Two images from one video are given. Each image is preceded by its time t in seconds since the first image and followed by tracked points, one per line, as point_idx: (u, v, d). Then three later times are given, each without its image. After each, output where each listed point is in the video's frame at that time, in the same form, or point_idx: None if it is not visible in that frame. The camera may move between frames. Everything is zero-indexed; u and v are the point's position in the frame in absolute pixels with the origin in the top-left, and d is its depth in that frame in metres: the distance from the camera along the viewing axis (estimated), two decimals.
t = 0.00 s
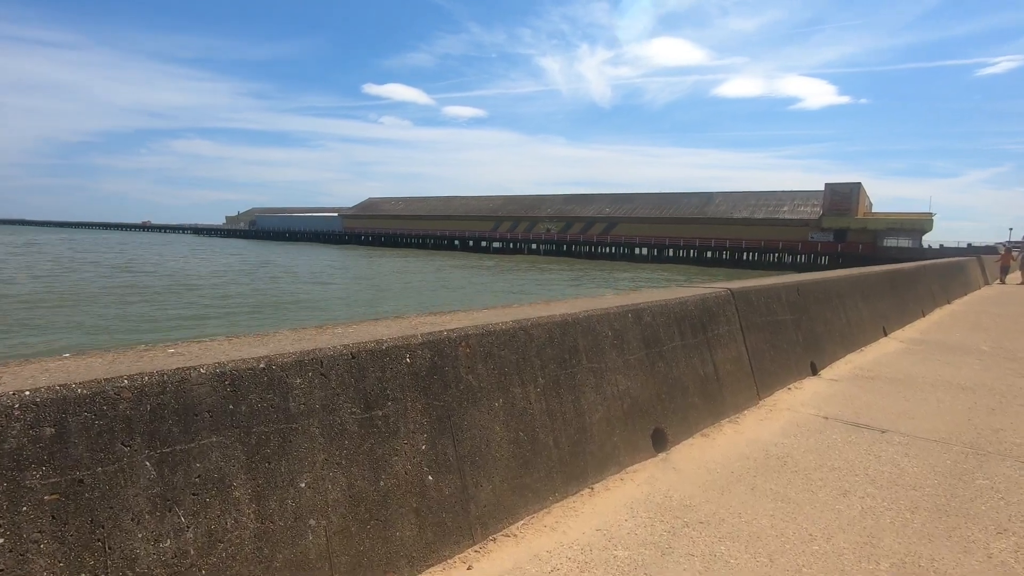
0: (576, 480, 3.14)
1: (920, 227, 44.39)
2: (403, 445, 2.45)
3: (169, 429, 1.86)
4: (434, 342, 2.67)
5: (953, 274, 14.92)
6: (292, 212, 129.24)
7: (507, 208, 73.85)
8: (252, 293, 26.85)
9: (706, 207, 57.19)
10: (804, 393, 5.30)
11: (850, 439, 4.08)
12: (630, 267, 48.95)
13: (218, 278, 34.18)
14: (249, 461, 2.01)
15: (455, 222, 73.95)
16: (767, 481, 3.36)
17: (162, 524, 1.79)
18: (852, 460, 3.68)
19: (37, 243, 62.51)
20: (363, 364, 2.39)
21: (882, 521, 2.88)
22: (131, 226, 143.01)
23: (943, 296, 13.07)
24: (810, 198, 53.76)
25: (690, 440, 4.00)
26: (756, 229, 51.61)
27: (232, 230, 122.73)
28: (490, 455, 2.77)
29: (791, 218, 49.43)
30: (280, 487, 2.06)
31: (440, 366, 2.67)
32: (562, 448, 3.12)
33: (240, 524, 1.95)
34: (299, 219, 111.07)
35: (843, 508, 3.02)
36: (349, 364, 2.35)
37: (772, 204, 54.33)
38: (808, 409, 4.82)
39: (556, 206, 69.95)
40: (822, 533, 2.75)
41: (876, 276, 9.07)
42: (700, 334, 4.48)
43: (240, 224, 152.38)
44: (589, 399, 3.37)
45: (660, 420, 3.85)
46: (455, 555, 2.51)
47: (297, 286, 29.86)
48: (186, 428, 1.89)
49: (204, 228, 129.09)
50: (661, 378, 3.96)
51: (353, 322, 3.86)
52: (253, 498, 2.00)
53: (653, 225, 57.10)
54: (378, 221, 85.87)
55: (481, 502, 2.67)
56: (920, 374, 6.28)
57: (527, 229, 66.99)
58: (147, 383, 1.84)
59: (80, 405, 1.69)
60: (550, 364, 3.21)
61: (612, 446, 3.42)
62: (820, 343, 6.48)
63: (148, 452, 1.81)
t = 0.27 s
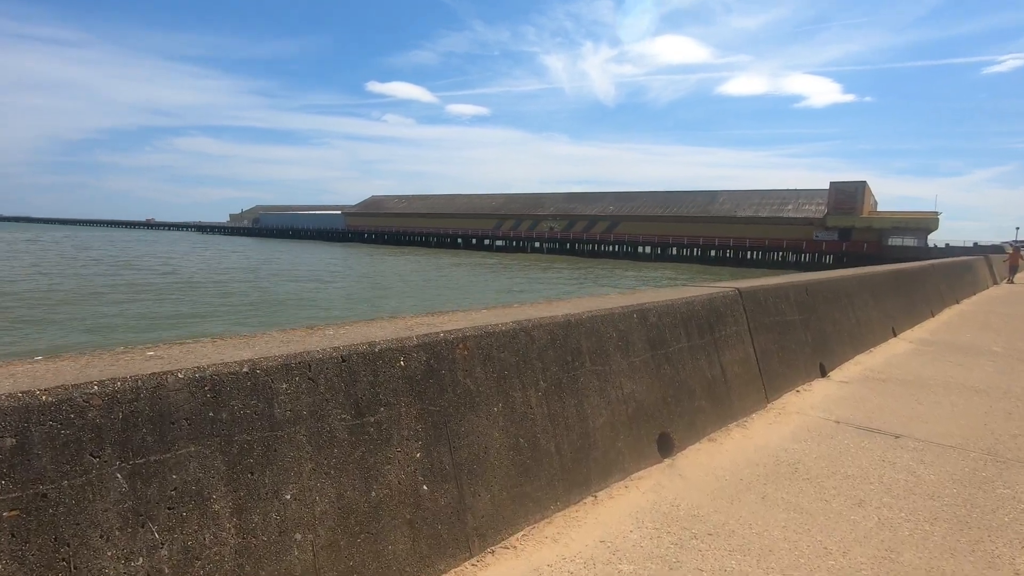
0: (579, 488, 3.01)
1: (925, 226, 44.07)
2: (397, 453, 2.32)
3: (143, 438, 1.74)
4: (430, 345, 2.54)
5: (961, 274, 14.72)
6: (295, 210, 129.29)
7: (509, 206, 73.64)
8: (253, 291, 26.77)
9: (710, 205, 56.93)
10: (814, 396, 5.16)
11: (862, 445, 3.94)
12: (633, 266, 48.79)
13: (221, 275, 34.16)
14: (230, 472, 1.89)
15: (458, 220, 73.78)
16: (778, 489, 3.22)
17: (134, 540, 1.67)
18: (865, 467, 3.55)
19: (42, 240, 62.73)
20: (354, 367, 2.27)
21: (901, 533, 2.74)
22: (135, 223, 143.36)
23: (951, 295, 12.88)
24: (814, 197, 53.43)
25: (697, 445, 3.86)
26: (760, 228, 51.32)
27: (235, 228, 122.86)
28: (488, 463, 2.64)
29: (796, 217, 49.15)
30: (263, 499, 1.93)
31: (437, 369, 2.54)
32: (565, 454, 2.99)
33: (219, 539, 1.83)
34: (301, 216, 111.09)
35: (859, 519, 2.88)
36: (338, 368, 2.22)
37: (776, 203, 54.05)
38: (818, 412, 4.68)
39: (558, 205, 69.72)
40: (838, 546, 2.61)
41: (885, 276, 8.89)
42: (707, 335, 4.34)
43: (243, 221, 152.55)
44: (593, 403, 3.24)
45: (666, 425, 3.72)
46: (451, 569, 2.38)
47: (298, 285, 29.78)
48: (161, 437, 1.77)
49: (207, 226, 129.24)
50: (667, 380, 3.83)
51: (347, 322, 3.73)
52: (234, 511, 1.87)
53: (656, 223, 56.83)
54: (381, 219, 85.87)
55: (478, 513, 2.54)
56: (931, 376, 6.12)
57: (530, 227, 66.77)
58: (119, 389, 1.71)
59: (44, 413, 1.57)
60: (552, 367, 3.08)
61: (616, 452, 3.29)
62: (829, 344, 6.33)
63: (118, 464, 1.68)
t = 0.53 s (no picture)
0: (581, 496, 2.87)
1: (929, 226, 43.82)
2: (388, 461, 2.19)
3: (111, 448, 1.61)
4: (424, 347, 2.41)
5: (969, 273, 14.52)
6: (297, 208, 129.33)
7: (512, 204, 73.45)
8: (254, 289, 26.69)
9: (713, 204, 56.68)
10: (823, 398, 5.01)
11: (876, 451, 3.80)
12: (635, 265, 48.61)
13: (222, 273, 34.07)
14: (207, 483, 1.76)
15: (460, 218, 73.63)
16: (789, 498, 3.08)
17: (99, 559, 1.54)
18: (879, 475, 3.41)
19: (45, 237, 62.82)
20: (343, 370, 2.13)
21: (921, 547, 2.60)
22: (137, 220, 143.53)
23: (959, 295, 12.71)
24: (818, 196, 53.15)
25: (703, 450, 3.72)
26: (763, 227, 51.06)
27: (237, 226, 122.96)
28: (486, 470, 2.51)
29: (799, 216, 48.87)
30: (242, 512, 1.80)
31: (432, 372, 2.41)
32: (567, 461, 2.85)
33: (193, 557, 1.70)
34: (303, 214, 111.09)
35: (876, 531, 2.75)
36: (326, 372, 2.09)
37: (779, 202, 53.77)
38: (828, 415, 4.53)
39: (561, 203, 69.53)
40: (855, 560, 2.48)
41: (893, 275, 8.73)
42: (714, 336, 4.20)
43: (245, 219, 152.65)
44: (596, 407, 3.10)
45: (672, 429, 3.58)
46: None
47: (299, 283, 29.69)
48: (131, 447, 1.64)
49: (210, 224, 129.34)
50: (673, 383, 3.69)
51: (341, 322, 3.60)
52: (211, 525, 1.74)
53: (659, 222, 56.61)
54: (383, 217, 85.78)
55: (475, 524, 2.40)
56: (943, 378, 5.97)
57: (532, 225, 66.58)
58: (84, 395, 1.58)
59: None
60: (553, 370, 2.94)
61: (620, 458, 3.15)
62: (838, 344, 6.18)
63: (82, 477, 1.55)
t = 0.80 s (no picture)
0: (582, 508, 2.73)
1: (932, 226, 43.57)
2: (377, 474, 2.06)
3: (70, 465, 1.47)
4: (416, 352, 2.27)
5: (975, 273, 14.35)
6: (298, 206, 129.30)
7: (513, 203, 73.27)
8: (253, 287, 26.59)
9: (714, 203, 56.51)
10: (832, 403, 4.87)
11: (888, 459, 3.66)
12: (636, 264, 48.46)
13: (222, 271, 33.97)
14: (177, 503, 1.62)
15: (461, 216, 73.47)
16: (801, 511, 2.94)
17: None
18: (893, 485, 3.27)
19: (45, 235, 62.76)
20: (329, 377, 2.00)
21: (942, 564, 2.46)
22: (139, 218, 143.64)
23: (965, 296, 12.54)
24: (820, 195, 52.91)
25: (709, 458, 3.58)
26: (765, 226, 50.83)
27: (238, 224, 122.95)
28: (482, 483, 2.37)
29: (801, 215, 48.65)
30: (216, 533, 1.67)
31: (425, 379, 2.28)
32: (568, 472, 2.71)
33: None
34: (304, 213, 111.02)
35: (894, 547, 2.61)
36: (310, 379, 1.95)
37: (781, 201, 53.58)
38: (838, 421, 4.39)
39: (562, 202, 69.34)
40: None
41: (900, 275, 8.57)
42: (720, 339, 4.06)
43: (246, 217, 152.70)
44: (598, 414, 2.97)
45: (678, 436, 3.44)
46: None
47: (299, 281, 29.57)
48: (92, 464, 1.50)
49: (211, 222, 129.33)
50: (678, 388, 3.55)
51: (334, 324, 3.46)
52: (182, 548, 1.61)
53: (660, 221, 56.41)
54: (384, 216, 85.67)
55: (469, 540, 2.27)
56: (953, 382, 5.82)
57: (533, 224, 66.40)
58: (40, 407, 1.45)
59: None
60: (554, 376, 2.80)
61: (624, 468, 3.01)
62: (845, 347, 6.03)
63: (37, 498, 1.42)
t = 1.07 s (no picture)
0: (583, 523, 2.62)
1: (932, 226, 43.41)
2: (364, 493, 1.93)
3: (23, 492, 1.35)
4: (407, 362, 2.15)
5: (979, 274, 14.20)
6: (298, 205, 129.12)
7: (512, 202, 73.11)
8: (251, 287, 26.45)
9: (715, 203, 56.37)
10: (838, 408, 4.74)
11: (899, 469, 3.53)
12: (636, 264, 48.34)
13: (220, 271, 33.84)
14: (144, 530, 1.50)
15: (461, 216, 73.33)
16: (809, 525, 2.82)
17: None
18: (906, 497, 3.15)
19: (44, 234, 62.61)
20: (312, 391, 1.87)
21: None
22: (139, 218, 143.71)
23: (970, 297, 12.40)
24: (821, 194, 52.73)
25: (714, 468, 3.45)
26: (765, 226, 50.66)
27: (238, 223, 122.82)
28: (477, 499, 2.25)
29: (802, 214, 48.49)
30: (186, 562, 1.55)
31: (417, 390, 2.15)
32: (567, 486, 2.59)
33: None
34: (304, 212, 110.87)
35: (909, 565, 2.48)
36: (291, 394, 1.83)
37: (781, 200, 53.45)
38: (846, 428, 4.27)
39: (562, 201, 69.18)
40: None
41: (905, 276, 8.44)
42: (725, 344, 3.93)
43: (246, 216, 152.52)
44: (599, 424, 2.84)
45: (681, 445, 3.31)
46: None
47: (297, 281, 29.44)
48: (48, 491, 1.38)
49: (211, 221, 129.23)
50: (681, 394, 3.42)
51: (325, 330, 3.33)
52: None
53: (660, 221, 56.27)
54: (384, 215, 85.51)
55: (463, 562, 2.14)
56: (962, 386, 5.69)
57: (533, 224, 66.29)
58: None
59: None
60: (553, 384, 2.68)
61: (626, 480, 2.89)
62: (851, 349, 5.90)
63: None
